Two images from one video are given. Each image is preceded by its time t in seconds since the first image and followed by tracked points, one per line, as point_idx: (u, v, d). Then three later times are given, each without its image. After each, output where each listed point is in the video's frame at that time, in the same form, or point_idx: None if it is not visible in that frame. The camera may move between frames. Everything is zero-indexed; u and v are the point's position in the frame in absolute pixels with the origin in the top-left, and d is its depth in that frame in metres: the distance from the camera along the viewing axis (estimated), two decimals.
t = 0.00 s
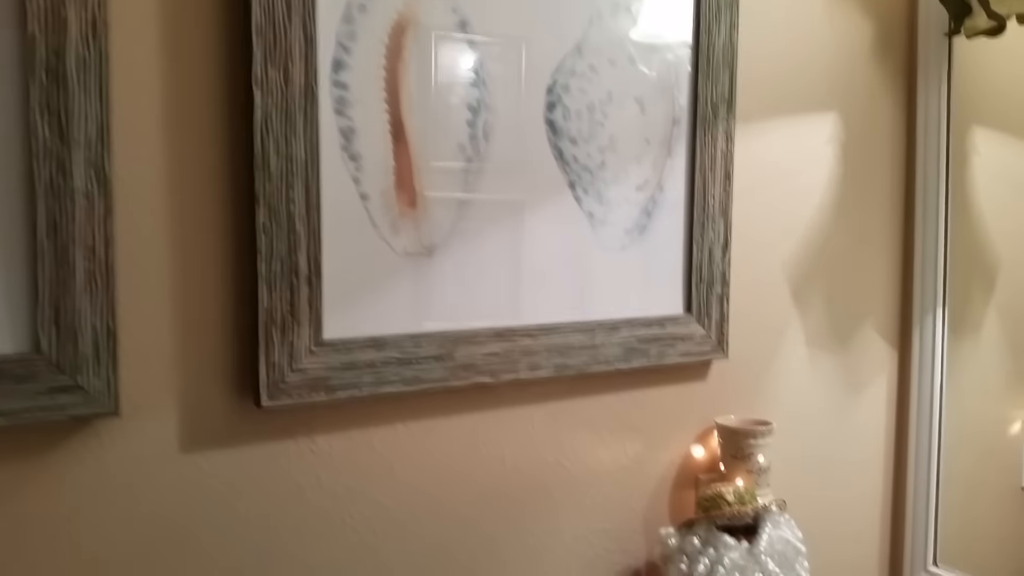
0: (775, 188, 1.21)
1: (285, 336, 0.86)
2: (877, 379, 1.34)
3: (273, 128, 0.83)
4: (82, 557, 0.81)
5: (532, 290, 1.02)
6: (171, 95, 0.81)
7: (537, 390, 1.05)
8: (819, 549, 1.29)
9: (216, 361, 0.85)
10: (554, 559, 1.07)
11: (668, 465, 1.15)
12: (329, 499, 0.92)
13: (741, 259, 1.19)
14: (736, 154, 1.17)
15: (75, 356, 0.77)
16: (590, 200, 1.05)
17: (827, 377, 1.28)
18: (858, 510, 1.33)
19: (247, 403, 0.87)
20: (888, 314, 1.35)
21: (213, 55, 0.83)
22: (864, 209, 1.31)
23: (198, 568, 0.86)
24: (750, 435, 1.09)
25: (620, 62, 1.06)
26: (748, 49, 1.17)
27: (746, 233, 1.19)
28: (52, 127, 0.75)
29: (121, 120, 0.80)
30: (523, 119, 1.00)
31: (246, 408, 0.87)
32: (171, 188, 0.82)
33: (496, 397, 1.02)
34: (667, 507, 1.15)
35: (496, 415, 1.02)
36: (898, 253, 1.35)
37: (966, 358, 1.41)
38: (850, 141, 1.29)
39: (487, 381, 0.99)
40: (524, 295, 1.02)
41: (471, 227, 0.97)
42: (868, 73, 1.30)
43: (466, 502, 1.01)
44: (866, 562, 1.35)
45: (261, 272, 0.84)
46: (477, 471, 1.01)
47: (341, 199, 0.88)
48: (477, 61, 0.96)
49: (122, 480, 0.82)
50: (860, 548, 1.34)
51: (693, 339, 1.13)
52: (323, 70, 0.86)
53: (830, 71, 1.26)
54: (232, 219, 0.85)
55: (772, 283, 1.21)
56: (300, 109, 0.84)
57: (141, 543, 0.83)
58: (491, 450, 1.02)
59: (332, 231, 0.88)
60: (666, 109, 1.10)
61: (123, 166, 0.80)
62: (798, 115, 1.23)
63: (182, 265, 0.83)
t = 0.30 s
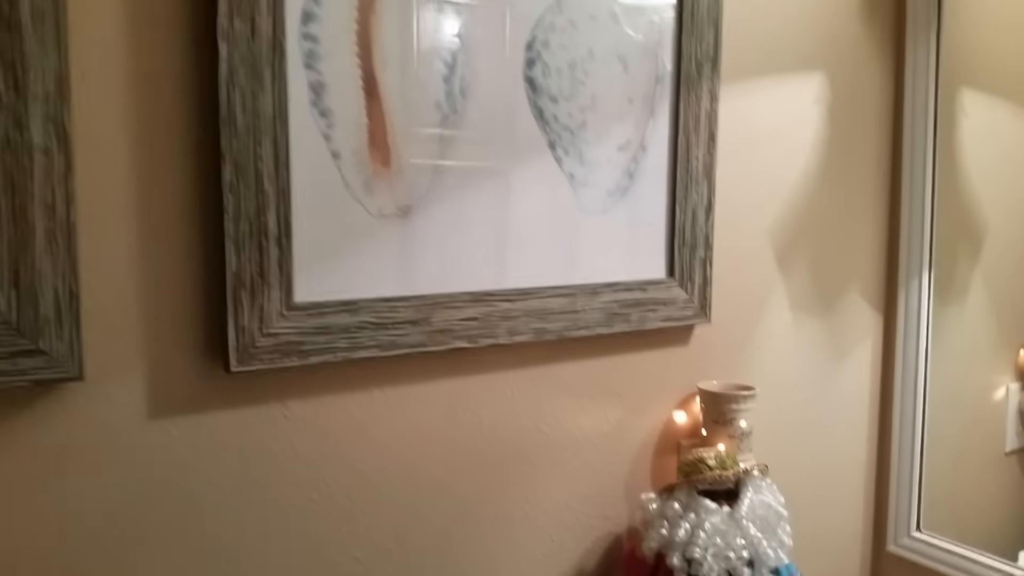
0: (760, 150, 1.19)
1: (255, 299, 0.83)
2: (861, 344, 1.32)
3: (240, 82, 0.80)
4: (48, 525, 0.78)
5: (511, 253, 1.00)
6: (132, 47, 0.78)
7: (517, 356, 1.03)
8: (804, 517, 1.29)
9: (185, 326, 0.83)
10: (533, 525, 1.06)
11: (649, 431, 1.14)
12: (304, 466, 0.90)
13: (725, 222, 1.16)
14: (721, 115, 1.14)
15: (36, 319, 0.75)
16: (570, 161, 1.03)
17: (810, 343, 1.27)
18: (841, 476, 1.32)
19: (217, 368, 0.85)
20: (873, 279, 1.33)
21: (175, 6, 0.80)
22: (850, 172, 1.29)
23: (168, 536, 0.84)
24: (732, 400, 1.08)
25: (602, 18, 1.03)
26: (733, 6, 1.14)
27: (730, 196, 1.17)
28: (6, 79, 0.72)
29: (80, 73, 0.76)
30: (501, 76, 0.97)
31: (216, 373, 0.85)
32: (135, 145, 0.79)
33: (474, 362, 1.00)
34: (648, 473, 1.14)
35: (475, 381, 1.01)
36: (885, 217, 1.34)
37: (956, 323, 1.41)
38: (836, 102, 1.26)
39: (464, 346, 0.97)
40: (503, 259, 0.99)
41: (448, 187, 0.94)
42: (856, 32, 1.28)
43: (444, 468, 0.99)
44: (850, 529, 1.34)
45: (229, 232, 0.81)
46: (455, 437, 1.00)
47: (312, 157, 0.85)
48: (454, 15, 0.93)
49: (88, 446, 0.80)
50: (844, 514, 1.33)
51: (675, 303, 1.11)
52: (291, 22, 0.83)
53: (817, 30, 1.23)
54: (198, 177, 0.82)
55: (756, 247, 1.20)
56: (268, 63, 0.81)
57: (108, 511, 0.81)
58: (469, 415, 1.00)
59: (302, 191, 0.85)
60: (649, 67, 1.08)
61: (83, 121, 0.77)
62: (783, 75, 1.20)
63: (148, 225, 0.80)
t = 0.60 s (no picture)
0: (743, 114, 1.16)
1: (219, 265, 0.81)
2: (846, 313, 1.31)
3: (200, 39, 0.77)
4: (9, 497, 0.76)
5: (487, 220, 0.97)
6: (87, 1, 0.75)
7: (494, 325, 1.01)
8: (787, 487, 1.27)
9: (147, 292, 0.80)
10: (512, 497, 1.04)
11: (630, 401, 1.12)
12: (275, 437, 0.88)
13: (708, 188, 1.14)
14: (704, 78, 1.12)
15: None
16: (548, 125, 1.00)
17: (793, 312, 1.25)
18: (825, 446, 1.31)
19: (182, 337, 0.82)
20: (858, 247, 1.31)
21: None
22: (835, 138, 1.27)
23: (135, 508, 0.82)
24: (713, 369, 1.07)
25: None
26: None
27: (712, 162, 1.14)
28: None
29: (32, 28, 0.73)
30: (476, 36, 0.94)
31: (181, 342, 0.82)
32: (91, 104, 0.76)
33: (451, 332, 0.98)
34: (629, 443, 1.13)
35: (451, 351, 0.98)
36: (870, 184, 1.32)
37: (940, 292, 1.39)
38: (821, 66, 1.24)
39: (439, 314, 0.94)
40: (478, 225, 0.96)
41: (421, 151, 0.92)
42: None
43: (420, 440, 0.97)
44: (833, 499, 1.33)
45: (191, 195, 0.78)
46: (431, 408, 0.97)
47: (277, 117, 0.83)
48: None
49: (49, 417, 0.77)
50: (827, 485, 1.32)
51: (656, 272, 1.09)
52: None
53: None
54: (159, 139, 0.79)
55: (739, 214, 1.17)
56: (229, 19, 0.78)
57: (71, 482, 0.79)
58: (447, 386, 0.98)
59: (268, 153, 0.83)
60: (629, 28, 1.05)
61: (36, 79, 0.74)
62: (767, 37, 1.17)
63: (106, 188, 0.77)
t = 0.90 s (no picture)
0: (726, 86, 1.15)
1: (184, 235, 0.78)
2: (828, 289, 1.30)
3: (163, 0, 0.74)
4: None
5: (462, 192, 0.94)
6: None
7: (471, 300, 0.99)
8: (766, 464, 1.27)
9: (110, 263, 0.78)
10: (489, 474, 1.03)
11: (609, 377, 1.11)
12: (244, 413, 0.86)
13: (689, 162, 1.12)
14: (686, 49, 1.09)
15: None
16: (526, 95, 0.98)
17: (775, 288, 1.24)
18: (806, 423, 1.31)
19: (148, 310, 0.80)
20: (841, 223, 1.30)
21: None
22: (818, 112, 1.25)
23: (100, 485, 0.80)
24: (692, 345, 1.06)
25: None
26: None
27: (693, 134, 1.12)
28: None
29: None
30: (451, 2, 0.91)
31: (146, 316, 0.80)
32: (50, 67, 0.74)
33: (426, 307, 0.96)
34: (608, 420, 1.12)
35: (427, 326, 0.96)
36: (853, 159, 1.30)
37: (922, 269, 1.38)
38: (805, 38, 1.22)
39: (414, 289, 0.92)
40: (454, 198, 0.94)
41: (394, 120, 0.89)
42: None
43: (395, 416, 0.95)
44: (813, 476, 1.33)
45: (155, 163, 0.76)
46: (406, 384, 0.96)
47: (244, 84, 0.80)
48: None
49: (10, 393, 0.75)
50: (807, 462, 1.32)
51: (636, 246, 1.07)
52: None
53: None
54: (122, 104, 0.77)
55: (721, 189, 1.16)
56: None
57: (33, 459, 0.77)
58: (422, 361, 0.96)
59: (234, 120, 0.80)
60: None
61: None
62: (751, 7, 1.15)
63: (67, 155, 0.75)
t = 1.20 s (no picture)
0: (711, 54, 1.12)
1: (152, 202, 0.76)
2: (813, 262, 1.29)
3: None
4: None
5: (440, 160, 0.92)
6: None
7: (451, 271, 0.96)
8: (750, 438, 1.26)
9: (76, 231, 0.75)
10: (470, 448, 1.02)
11: (592, 351, 1.09)
12: (218, 386, 0.84)
13: (674, 132, 1.10)
14: (671, 15, 1.07)
15: None
16: (506, 61, 0.95)
17: (760, 261, 1.22)
18: (791, 397, 1.30)
19: (116, 279, 0.78)
20: (827, 196, 1.29)
21: None
22: (805, 82, 1.23)
23: (68, 459, 0.78)
24: (675, 318, 1.04)
25: None
26: None
27: (678, 103, 1.10)
28: None
29: None
30: None
31: (113, 285, 0.78)
32: (10, 26, 0.71)
33: (406, 278, 0.93)
34: (590, 394, 1.10)
35: (406, 298, 0.94)
36: (840, 131, 1.29)
37: (907, 243, 1.37)
38: (792, 6, 1.20)
39: (391, 259, 0.89)
40: (432, 166, 0.91)
41: (370, 85, 0.87)
42: None
43: (373, 389, 0.93)
44: (797, 450, 1.32)
45: (120, 127, 0.73)
46: (384, 357, 0.93)
47: (212, 45, 0.77)
48: None
49: None
50: (791, 437, 1.31)
51: (620, 218, 1.05)
52: None
53: None
54: (86, 66, 0.74)
55: (705, 159, 1.14)
56: None
57: None
58: (402, 334, 0.94)
59: (202, 83, 0.77)
60: None
61: None
62: None
63: (29, 118, 0.72)
